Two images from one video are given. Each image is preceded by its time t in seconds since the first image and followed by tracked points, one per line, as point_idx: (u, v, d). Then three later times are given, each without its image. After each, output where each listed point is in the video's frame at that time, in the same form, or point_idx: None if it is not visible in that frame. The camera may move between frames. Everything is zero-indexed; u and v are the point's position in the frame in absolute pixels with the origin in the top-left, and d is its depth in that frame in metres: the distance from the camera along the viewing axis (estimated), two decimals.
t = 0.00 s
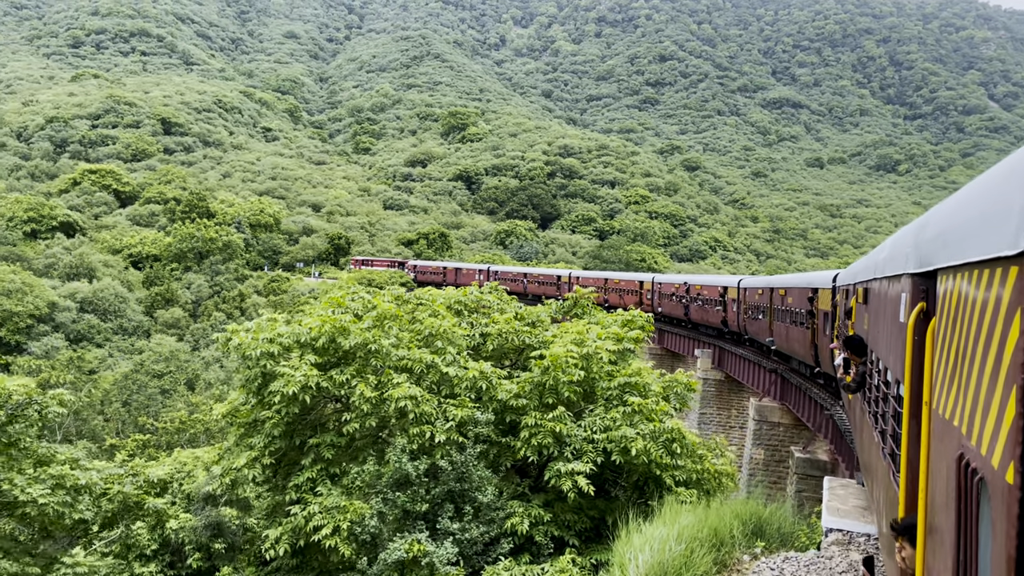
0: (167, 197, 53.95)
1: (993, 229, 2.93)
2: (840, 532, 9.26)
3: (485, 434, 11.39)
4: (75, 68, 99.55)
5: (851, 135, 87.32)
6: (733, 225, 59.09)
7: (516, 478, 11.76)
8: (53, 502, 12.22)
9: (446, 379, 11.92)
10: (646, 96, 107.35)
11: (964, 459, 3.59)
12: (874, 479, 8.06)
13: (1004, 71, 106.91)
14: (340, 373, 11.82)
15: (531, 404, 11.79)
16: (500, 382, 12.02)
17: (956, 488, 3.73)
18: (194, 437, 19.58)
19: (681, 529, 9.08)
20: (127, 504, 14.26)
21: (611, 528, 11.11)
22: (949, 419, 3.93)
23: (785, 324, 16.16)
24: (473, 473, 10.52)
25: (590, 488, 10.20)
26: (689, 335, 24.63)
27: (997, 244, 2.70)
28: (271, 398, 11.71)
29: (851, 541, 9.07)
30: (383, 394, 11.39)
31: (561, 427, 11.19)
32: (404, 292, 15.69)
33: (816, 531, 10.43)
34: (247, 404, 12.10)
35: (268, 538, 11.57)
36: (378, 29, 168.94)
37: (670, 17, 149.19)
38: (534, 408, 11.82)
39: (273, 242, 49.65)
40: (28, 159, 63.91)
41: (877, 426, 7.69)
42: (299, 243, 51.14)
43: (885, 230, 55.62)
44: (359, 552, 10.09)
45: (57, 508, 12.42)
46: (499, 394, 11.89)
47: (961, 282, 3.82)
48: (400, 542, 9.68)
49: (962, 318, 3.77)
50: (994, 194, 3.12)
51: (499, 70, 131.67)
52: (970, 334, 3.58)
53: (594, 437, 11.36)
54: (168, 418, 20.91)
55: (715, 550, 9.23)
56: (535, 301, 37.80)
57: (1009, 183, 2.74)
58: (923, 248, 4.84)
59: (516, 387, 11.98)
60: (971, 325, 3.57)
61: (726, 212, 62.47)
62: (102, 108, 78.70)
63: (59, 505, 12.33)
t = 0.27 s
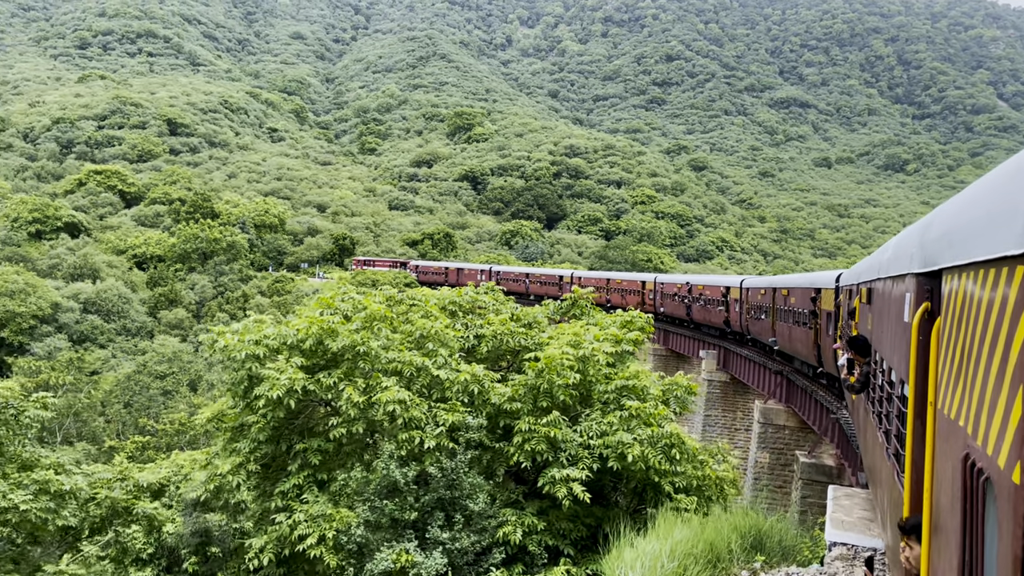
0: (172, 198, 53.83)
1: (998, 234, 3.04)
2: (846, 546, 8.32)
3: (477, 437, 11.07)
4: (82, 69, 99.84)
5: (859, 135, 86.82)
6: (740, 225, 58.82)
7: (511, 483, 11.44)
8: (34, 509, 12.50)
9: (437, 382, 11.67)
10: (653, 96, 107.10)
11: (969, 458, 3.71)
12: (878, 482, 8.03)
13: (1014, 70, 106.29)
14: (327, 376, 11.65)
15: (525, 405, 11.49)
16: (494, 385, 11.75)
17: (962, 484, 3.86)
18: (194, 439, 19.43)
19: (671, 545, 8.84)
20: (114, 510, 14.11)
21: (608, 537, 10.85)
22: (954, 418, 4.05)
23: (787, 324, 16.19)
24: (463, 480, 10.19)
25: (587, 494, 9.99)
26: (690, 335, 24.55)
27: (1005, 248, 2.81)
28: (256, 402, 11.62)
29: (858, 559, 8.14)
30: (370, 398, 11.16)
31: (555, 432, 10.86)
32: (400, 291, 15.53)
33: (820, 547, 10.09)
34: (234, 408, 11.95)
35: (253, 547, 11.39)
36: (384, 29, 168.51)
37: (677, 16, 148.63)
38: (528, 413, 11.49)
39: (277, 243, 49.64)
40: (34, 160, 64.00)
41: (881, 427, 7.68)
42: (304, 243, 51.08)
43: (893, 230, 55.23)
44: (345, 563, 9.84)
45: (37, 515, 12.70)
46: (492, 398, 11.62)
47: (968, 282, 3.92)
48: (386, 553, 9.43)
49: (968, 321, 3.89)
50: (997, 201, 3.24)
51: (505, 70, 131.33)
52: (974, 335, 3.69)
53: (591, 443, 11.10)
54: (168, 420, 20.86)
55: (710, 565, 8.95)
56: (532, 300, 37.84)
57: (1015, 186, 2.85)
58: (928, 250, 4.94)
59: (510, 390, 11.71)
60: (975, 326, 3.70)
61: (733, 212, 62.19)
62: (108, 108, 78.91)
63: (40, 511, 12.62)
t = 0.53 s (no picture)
0: (177, 198, 53.64)
1: (1001, 235, 2.98)
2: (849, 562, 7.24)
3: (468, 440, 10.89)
4: (89, 70, 100.06)
5: (866, 134, 86.39)
6: (746, 224, 58.55)
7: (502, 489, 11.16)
8: (15, 514, 12.56)
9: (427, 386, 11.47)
10: (659, 96, 106.79)
11: (973, 461, 3.62)
12: (882, 486, 7.89)
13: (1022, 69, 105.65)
14: (313, 380, 11.46)
15: (518, 409, 11.26)
16: (487, 389, 11.55)
17: (966, 487, 3.81)
18: (195, 439, 19.37)
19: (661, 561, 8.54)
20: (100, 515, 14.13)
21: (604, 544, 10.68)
22: (959, 421, 3.95)
23: (790, 323, 16.51)
24: (454, 487, 9.99)
25: (583, 501, 9.71)
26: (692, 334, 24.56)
27: (1010, 250, 2.73)
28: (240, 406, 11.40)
29: None
30: (357, 402, 10.96)
31: (550, 437, 10.60)
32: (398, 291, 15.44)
33: (820, 559, 9.78)
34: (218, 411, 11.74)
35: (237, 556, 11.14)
36: (390, 30, 168.51)
37: (684, 15, 148.09)
38: (521, 418, 11.23)
39: (282, 243, 49.66)
40: (41, 161, 64.15)
41: (884, 428, 7.59)
42: (309, 243, 51.02)
43: (901, 229, 54.81)
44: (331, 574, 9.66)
45: (19, 521, 12.75)
46: (484, 401, 11.42)
47: (974, 282, 3.81)
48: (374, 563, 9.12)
49: (972, 321, 3.81)
50: (1002, 200, 3.17)
51: (511, 70, 131.14)
52: (979, 337, 3.60)
53: (586, 448, 10.85)
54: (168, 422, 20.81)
55: None
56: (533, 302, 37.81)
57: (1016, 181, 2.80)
58: (932, 250, 4.84)
59: (503, 394, 11.46)
60: (979, 327, 3.63)
61: (740, 211, 61.92)
62: (115, 109, 79.08)
63: (20, 518, 12.67)
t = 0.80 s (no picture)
0: (183, 199, 53.44)
1: (1006, 237, 2.93)
2: None
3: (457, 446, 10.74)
4: (96, 71, 100.29)
5: (874, 134, 85.91)
6: (753, 224, 58.26)
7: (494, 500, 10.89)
8: None
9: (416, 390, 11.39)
10: (665, 96, 106.47)
11: (980, 464, 3.58)
12: (886, 489, 7.71)
13: None
14: (298, 382, 11.20)
15: (509, 413, 11.01)
16: (477, 393, 11.36)
17: (971, 488, 3.76)
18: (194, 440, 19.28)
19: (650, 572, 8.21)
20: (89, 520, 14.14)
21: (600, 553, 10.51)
22: (963, 422, 3.93)
23: (792, 324, 16.40)
24: (440, 496, 9.85)
25: (577, 511, 9.45)
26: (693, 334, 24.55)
27: (1013, 252, 2.69)
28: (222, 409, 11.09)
29: None
30: (342, 407, 10.77)
31: (542, 443, 10.41)
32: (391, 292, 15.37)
33: None
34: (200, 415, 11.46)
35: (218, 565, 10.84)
36: (397, 31, 168.42)
37: (691, 15, 147.58)
38: (512, 424, 10.96)
39: (287, 243, 49.61)
40: (47, 161, 64.26)
41: (887, 428, 7.47)
42: (313, 244, 50.95)
43: (909, 229, 54.39)
44: None
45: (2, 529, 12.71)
46: (474, 405, 11.22)
47: (977, 284, 3.75)
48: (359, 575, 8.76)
49: (976, 322, 3.76)
50: (1005, 199, 3.12)
51: (517, 71, 130.84)
52: (984, 340, 3.54)
53: (579, 454, 10.64)
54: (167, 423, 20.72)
55: None
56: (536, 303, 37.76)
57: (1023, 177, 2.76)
58: (934, 251, 4.76)
59: (494, 397, 11.24)
60: (983, 328, 3.59)
61: (746, 212, 61.64)
62: (121, 109, 79.25)
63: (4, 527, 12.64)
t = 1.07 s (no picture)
0: (187, 199, 53.44)
1: (1014, 236, 2.84)
2: None
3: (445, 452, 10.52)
4: (103, 72, 100.56)
5: (881, 134, 85.44)
6: (759, 225, 57.99)
7: (484, 507, 10.83)
8: None
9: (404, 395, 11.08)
10: (672, 96, 106.22)
11: (985, 465, 3.51)
12: (889, 498, 7.46)
13: None
14: (279, 385, 10.88)
15: (500, 417, 10.81)
16: (466, 398, 11.15)
17: (976, 489, 3.67)
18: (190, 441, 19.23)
19: None
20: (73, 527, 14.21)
21: (593, 564, 10.32)
22: (968, 423, 3.85)
23: (794, 325, 16.50)
24: (427, 504, 9.65)
25: (568, 521, 9.14)
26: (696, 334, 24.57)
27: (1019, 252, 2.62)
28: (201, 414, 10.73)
29: None
30: (326, 412, 10.50)
31: (533, 451, 10.19)
32: (387, 292, 15.33)
33: None
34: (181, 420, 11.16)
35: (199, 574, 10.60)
36: (403, 31, 168.30)
37: (697, 16, 147.17)
38: (503, 430, 10.75)
39: (290, 244, 49.48)
40: (53, 162, 64.34)
41: (890, 429, 7.30)
42: (317, 244, 50.86)
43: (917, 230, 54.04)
44: None
45: None
46: (464, 410, 11.03)
47: (983, 284, 3.67)
48: None
49: (981, 322, 3.66)
50: (1012, 197, 3.03)
51: (523, 71, 130.61)
52: (991, 340, 3.46)
53: (572, 462, 10.34)
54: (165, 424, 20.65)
55: None
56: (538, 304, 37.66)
57: None
58: (939, 251, 4.64)
59: (484, 403, 10.98)
60: (989, 328, 3.50)
61: (753, 212, 61.37)
62: (127, 110, 79.38)
63: None
